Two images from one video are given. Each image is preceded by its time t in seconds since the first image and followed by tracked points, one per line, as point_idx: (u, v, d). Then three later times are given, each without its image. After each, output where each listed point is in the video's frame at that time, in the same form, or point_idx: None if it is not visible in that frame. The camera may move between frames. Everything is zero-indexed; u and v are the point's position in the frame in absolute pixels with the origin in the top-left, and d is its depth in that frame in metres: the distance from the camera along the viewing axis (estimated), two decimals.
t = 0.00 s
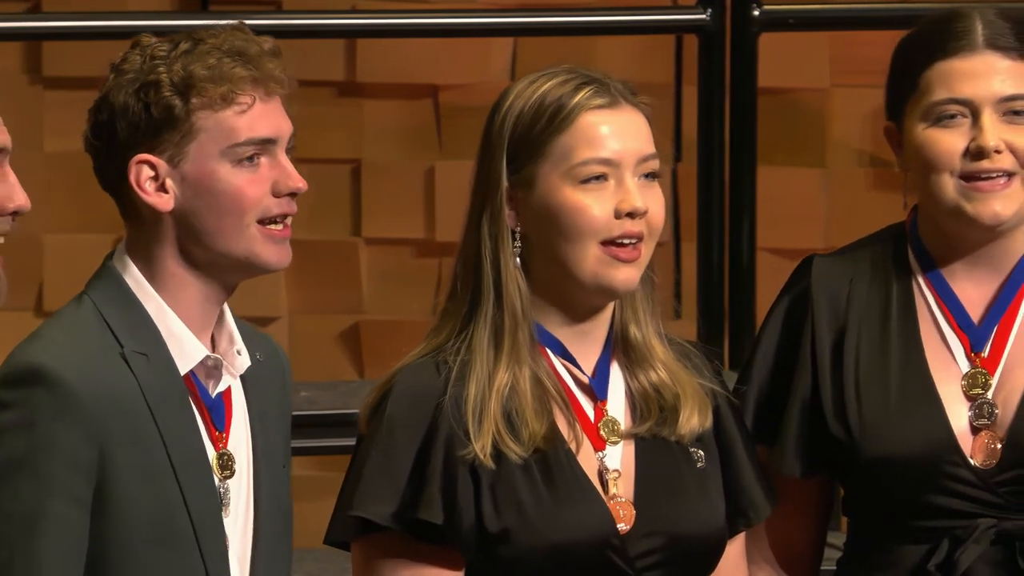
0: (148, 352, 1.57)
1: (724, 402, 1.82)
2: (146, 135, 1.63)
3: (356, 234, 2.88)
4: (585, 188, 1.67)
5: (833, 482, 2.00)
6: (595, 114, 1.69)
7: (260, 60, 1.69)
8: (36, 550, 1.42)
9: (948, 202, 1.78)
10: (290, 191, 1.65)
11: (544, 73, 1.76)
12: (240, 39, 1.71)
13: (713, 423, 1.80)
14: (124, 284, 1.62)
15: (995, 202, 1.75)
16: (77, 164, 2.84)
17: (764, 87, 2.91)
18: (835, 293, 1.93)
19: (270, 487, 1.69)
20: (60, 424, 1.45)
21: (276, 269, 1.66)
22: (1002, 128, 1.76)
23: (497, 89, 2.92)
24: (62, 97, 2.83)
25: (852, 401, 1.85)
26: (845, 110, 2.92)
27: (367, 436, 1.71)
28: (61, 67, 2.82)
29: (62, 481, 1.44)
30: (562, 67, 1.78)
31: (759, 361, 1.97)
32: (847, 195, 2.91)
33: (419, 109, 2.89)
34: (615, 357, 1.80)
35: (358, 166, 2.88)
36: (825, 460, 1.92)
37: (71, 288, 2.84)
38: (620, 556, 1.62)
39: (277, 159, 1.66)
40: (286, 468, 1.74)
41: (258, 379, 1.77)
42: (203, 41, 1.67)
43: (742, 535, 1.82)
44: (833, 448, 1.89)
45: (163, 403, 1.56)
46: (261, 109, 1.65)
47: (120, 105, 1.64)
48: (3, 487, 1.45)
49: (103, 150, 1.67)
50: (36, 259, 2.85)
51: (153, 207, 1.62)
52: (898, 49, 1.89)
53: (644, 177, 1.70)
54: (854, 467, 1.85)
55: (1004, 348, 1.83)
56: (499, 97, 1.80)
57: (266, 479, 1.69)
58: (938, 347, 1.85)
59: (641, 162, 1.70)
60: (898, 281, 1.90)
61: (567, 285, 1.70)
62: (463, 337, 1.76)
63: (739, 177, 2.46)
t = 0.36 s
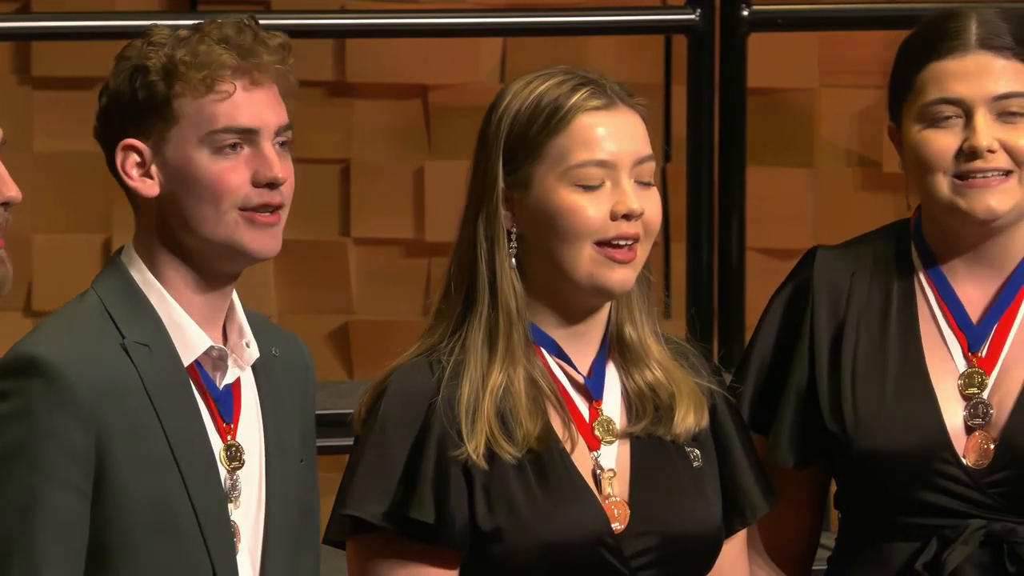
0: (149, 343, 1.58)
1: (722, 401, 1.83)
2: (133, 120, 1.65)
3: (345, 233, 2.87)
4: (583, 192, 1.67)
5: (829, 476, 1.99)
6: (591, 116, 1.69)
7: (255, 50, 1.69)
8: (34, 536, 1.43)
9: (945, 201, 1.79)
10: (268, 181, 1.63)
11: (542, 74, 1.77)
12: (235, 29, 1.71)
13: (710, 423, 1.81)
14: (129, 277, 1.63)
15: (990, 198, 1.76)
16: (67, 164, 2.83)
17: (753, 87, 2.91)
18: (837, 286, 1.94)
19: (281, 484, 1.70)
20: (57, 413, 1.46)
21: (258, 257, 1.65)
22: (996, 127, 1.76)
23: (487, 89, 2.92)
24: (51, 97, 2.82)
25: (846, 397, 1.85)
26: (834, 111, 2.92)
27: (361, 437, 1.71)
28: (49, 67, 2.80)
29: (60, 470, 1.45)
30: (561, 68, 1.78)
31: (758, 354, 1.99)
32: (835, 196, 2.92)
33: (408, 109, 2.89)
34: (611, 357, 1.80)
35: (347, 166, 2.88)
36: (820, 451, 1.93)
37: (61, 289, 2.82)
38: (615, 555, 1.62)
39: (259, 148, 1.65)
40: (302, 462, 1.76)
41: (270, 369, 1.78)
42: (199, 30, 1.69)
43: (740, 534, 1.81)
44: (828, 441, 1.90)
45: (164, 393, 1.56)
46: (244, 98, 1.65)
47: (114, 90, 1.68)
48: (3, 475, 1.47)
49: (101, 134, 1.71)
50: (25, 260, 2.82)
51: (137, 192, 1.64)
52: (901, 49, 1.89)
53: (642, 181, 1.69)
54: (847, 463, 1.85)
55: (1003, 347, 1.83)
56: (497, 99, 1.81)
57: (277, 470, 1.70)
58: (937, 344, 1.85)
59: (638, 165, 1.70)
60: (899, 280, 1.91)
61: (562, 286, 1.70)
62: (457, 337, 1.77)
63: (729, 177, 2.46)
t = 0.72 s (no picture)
0: (137, 342, 1.59)
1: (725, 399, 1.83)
2: (130, 123, 1.66)
3: (335, 234, 2.87)
4: (578, 190, 1.67)
5: (829, 477, 2.00)
6: (586, 114, 1.69)
7: (245, 47, 1.71)
8: (23, 534, 1.47)
9: (948, 202, 1.80)
10: (274, 177, 1.66)
11: (538, 74, 1.77)
12: (223, 26, 1.73)
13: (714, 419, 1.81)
14: (120, 277, 1.65)
15: (994, 200, 1.76)
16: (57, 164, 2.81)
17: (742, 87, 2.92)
18: (841, 282, 1.95)
19: (275, 484, 1.69)
20: (44, 413, 1.49)
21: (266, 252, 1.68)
22: (998, 128, 1.77)
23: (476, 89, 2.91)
24: (38, 97, 2.80)
25: (846, 394, 1.85)
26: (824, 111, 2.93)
27: (362, 436, 1.73)
28: (37, 66, 2.78)
29: (47, 468, 1.48)
30: (558, 68, 1.78)
31: (761, 346, 2.00)
32: (824, 196, 2.93)
33: (397, 109, 2.88)
34: (612, 356, 1.81)
35: (336, 166, 2.86)
36: (819, 449, 1.94)
37: (51, 292, 2.81)
38: (613, 553, 1.62)
39: (261, 143, 1.67)
40: (296, 461, 1.75)
41: (265, 367, 1.77)
42: (187, 29, 1.70)
43: (744, 534, 1.81)
44: (827, 438, 1.90)
45: (152, 391, 1.58)
46: (243, 95, 1.67)
47: (105, 94, 1.68)
48: None
49: (92, 137, 1.71)
50: (14, 260, 2.81)
51: (138, 195, 1.65)
52: (912, 51, 1.89)
53: (640, 178, 1.69)
54: (845, 458, 1.86)
55: (1004, 350, 1.83)
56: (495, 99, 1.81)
57: (268, 466, 1.69)
58: (938, 345, 1.86)
59: (636, 163, 1.70)
60: (904, 280, 1.91)
61: (558, 282, 1.70)
62: (456, 337, 1.78)
63: (719, 177, 2.46)
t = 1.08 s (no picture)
0: (112, 341, 1.58)
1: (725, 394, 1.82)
2: (95, 121, 1.64)
3: (324, 234, 2.86)
4: (574, 184, 1.68)
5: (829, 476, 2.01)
6: (583, 110, 1.70)
7: (213, 45, 1.68)
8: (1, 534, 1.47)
9: (947, 206, 1.82)
10: (234, 176, 1.63)
11: (538, 71, 1.77)
12: (193, 24, 1.70)
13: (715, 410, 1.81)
14: (93, 276, 1.63)
15: (992, 207, 1.78)
16: (41, 162, 2.79)
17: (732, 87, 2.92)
18: (842, 282, 1.97)
19: (250, 483, 1.67)
20: (21, 413, 1.49)
21: (227, 255, 1.64)
22: (997, 130, 1.78)
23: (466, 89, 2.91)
24: (26, 96, 2.79)
25: (844, 390, 1.87)
26: (813, 110, 2.93)
27: (362, 433, 1.73)
28: (27, 67, 2.78)
29: (24, 468, 1.48)
30: (557, 65, 1.78)
31: (762, 344, 2.01)
32: (814, 196, 2.93)
33: (386, 109, 2.87)
34: (612, 354, 1.81)
35: (326, 166, 2.86)
36: (820, 448, 1.95)
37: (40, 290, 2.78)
38: (612, 549, 1.63)
39: (223, 143, 1.64)
40: (274, 459, 1.74)
41: (242, 366, 1.75)
42: (157, 27, 1.68)
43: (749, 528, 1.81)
44: (826, 437, 1.92)
45: (129, 390, 1.57)
46: (205, 93, 1.64)
47: (74, 92, 1.66)
48: None
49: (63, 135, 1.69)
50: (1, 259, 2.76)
51: (102, 192, 1.63)
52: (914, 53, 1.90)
53: (638, 171, 1.71)
54: (844, 456, 1.88)
55: (1003, 351, 1.85)
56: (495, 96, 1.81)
57: (245, 465, 1.68)
58: (937, 344, 1.87)
59: (633, 158, 1.71)
60: (904, 286, 1.93)
61: (556, 276, 1.70)
62: (454, 334, 1.78)
63: (708, 176, 2.46)
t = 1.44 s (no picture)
0: (88, 340, 1.58)
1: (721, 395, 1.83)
2: (72, 121, 1.63)
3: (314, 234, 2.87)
4: (567, 181, 1.69)
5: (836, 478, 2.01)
6: (577, 107, 1.71)
7: (188, 42, 1.67)
8: None
9: (950, 208, 1.82)
10: (212, 173, 1.62)
11: (533, 69, 1.77)
12: (169, 21, 1.69)
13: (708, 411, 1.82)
14: (70, 275, 1.63)
15: (995, 209, 1.78)
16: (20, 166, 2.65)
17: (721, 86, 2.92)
18: (847, 279, 1.97)
19: (227, 482, 1.67)
20: None
21: (206, 252, 1.63)
22: (999, 131, 1.78)
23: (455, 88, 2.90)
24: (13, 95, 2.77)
25: (845, 390, 1.88)
26: (802, 110, 2.94)
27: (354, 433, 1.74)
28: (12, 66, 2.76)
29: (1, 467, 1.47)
30: (551, 63, 1.79)
31: (771, 341, 2.01)
32: (803, 195, 2.94)
33: (375, 108, 2.87)
34: (606, 352, 1.81)
35: (316, 166, 2.85)
36: (823, 449, 1.96)
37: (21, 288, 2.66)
38: (604, 549, 1.63)
39: (200, 140, 1.63)
40: (253, 457, 1.74)
41: (219, 365, 1.74)
42: (133, 25, 1.67)
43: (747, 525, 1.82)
44: (828, 438, 1.93)
45: (105, 389, 1.57)
46: (182, 90, 1.63)
47: (51, 91, 1.65)
48: None
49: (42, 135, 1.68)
50: None
51: (79, 191, 1.62)
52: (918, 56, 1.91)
53: (632, 170, 1.71)
54: (843, 454, 1.88)
55: (1003, 354, 1.85)
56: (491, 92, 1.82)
57: (222, 463, 1.68)
58: (940, 346, 1.88)
59: (626, 156, 1.72)
60: (907, 288, 1.93)
61: (549, 274, 1.71)
62: (446, 330, 1.79)
63: (697, 175, 2.46)
